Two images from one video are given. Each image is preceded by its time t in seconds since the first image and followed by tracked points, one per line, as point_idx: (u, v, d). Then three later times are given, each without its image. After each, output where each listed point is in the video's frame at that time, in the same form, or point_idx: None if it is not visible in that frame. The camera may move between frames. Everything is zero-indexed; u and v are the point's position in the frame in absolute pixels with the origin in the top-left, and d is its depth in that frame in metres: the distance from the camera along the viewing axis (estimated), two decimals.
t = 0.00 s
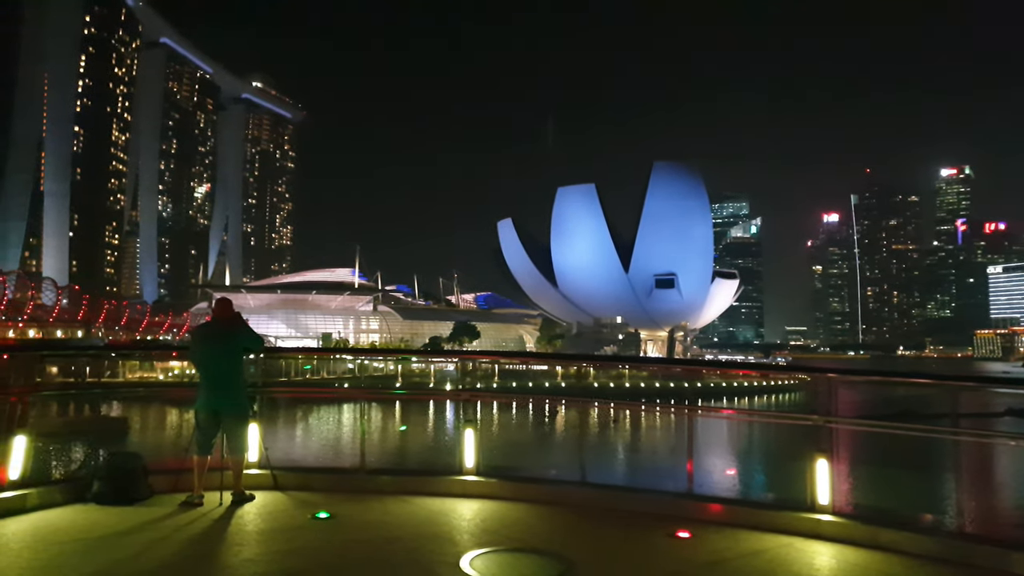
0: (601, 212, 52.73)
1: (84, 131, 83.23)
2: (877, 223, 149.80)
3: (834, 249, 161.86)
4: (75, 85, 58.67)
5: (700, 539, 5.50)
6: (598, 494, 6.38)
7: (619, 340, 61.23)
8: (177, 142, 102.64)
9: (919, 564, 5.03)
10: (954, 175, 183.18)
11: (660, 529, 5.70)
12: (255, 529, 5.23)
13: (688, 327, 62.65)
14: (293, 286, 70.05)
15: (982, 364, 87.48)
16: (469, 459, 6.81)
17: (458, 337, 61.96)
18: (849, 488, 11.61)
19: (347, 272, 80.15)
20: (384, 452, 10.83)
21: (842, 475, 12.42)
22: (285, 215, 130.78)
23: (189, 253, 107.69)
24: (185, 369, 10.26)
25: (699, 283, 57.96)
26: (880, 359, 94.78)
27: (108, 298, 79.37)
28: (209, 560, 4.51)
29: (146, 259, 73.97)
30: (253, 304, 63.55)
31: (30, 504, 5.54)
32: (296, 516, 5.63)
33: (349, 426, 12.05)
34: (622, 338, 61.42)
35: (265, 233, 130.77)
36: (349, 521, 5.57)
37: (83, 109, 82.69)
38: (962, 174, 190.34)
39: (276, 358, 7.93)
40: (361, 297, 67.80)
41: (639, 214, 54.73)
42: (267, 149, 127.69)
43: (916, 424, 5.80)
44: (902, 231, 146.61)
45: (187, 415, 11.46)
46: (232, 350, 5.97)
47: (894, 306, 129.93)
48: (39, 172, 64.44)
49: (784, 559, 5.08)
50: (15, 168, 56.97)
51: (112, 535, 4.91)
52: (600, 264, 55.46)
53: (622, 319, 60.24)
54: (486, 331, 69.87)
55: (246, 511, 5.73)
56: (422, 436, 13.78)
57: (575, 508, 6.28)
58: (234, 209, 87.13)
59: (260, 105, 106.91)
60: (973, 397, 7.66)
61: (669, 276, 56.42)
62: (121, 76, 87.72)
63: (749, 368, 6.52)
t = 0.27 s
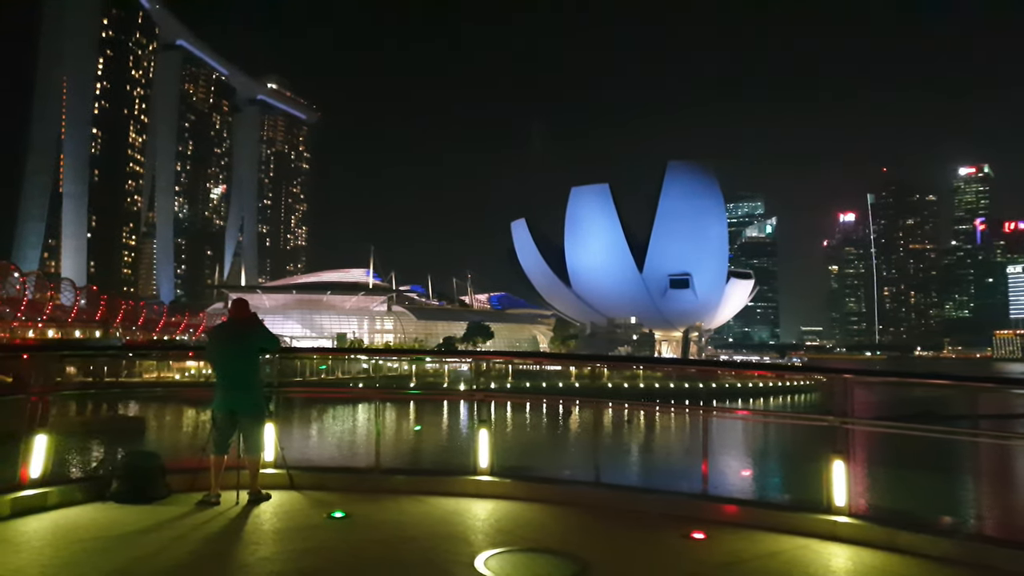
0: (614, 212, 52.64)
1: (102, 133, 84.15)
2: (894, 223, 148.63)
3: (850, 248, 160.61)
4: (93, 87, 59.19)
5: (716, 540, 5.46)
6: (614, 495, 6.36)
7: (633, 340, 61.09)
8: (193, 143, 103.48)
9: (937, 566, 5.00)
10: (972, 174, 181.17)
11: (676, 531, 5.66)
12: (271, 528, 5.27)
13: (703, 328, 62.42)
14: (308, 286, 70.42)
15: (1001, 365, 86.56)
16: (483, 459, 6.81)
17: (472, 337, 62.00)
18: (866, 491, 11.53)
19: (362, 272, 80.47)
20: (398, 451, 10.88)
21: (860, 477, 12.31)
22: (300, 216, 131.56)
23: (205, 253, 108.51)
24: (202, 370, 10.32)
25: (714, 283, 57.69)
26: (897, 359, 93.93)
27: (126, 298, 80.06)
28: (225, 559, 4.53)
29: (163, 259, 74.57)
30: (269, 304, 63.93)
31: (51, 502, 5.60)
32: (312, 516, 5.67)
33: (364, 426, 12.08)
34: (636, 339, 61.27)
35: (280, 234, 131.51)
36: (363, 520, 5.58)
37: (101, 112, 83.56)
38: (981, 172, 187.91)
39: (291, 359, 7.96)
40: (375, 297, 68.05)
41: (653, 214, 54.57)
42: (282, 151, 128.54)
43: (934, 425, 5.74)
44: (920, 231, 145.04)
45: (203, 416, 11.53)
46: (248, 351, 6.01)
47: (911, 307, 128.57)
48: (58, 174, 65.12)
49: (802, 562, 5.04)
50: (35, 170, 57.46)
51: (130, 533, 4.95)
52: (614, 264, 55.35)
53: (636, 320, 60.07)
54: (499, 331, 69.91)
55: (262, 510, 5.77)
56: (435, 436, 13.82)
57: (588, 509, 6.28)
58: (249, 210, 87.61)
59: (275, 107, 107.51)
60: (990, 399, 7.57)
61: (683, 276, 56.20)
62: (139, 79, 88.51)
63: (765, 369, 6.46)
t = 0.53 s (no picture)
0: (629, 212, 52.57)
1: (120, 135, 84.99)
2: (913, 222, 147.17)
3: (868, 248, 159.19)
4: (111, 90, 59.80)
5: (732, 542, 5.44)
6: (631, 496, 6.34)
7: (648, 341, 60.90)
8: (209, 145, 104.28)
9: (955, 569, 4.96)
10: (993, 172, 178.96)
11: (691, 533, 5.65)
12: (288, 527, 5.30)
13: (718, 328, 62.11)
14: (323, 287, 70.78)
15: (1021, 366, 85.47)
16: (498, 460, 6.82)
17: (486, 337, 62.03)
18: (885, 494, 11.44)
19: (377, 273, 80.75)
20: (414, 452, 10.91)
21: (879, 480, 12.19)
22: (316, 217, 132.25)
23: (221, 254, 109.31)
24: (218, 369, 10.39)
25: (730, 284, 57.40)
26: (915, 360, 92.97)
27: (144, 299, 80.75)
28: (243, 558, 4.56)
29: (180, 260, 75.19)
30: (285, 304, 64.32)
31: (72, 500, 5.66)
32: (328, 515, 5.71)
33: (379, 426, 12.09)
34: (651, 340, 61.06)
35: (296, 234, 132.19)
36: (378, 520, 5.60)
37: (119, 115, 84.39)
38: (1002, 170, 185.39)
39: (307, 359, 8.00)
40: (390, 298, 68.28)
41: (668, 214, 54.41)
42: (297, 152, 129.32)
43: (952, 427, 5.70)
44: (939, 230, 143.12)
45: (221, 416, 11.63)
46: (265, 351, 6.06)
47: (930, 307, 127.22)
48: (78, 176, 65.88)
49: (820, 563, 5.01)
50: (55, 172, 58.16)
51: (150, 531, 5.01)
52: (629, 265, 55.25)
53: (651, 320, 59.90)
54: (514, 331, 69.92)
55: (280, 509, 5.81)
56: (451, 437, 13.85)
57: (602, 509, 6.27)
58: (265, 211, 88.06)
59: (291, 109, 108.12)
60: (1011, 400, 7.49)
61: (699, 276, 55.96)
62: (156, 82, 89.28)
63: (781, 370, 6.43)
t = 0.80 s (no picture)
0: (645, 212, 52.39)
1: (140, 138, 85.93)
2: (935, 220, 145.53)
3: (888, 247, 157.61)
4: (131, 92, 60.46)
5: (750, 543, 5.42)
6: (648, 496, 6.34)
7: (665, 341, 60.65)
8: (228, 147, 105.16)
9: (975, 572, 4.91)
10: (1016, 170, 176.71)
11: (709, 534, 5.63)
12: (306, 526, 5.35)
13: (736, 328, 61.76)
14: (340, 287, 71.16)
15: None
16: (514, 460, 6.84)
17: (502, 338, 62.02)
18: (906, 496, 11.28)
19: (393, 273, 81.09)
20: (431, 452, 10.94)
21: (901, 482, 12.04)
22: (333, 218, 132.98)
23: (239, 255, 110.13)
24: (235, 370, 10.42)
25: (748, 283, 57.06)
26: (937, 360, 91.85)
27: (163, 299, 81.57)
28: (262, 557, 4.60)
29: (199, 261, 75.85)
30: (303, 305, 64.73)
31: (95, 498, 5.74)
32: (347, 514, 5.74)
33: (396, 427, 12.13)
34: (668, 340, 60.81)
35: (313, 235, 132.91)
36: (396, 519, 5.63)
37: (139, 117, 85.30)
38: None
39: (326, 359, 8.05)
40: (406, 298, 68.48)
41: (685, 213, 54.16)
42: (314, 153, 130.13)
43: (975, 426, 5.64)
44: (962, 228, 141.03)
45: (239, 416, 11.74)
46: (284, 351, 6.10)
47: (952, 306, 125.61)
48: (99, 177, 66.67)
49: (840, 565, 4.97)
50: (77, 175, 58.97)
51: (170, 530, 5.05)
52: (645, 265, 55.07)
53: (668, 320, 59.70)
54: (530, 332, 69.89)
55: (298, 508, 5.85)
56: (468, 437, 13.88)
57: (618, 509, 6.27)
58: (283, 212, 88.58)
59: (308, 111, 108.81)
60: None
61: (716, 276, 55.67)
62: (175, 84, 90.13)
63: (799, 370, 6.39)
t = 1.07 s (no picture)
0: (665, 211, 52.22)
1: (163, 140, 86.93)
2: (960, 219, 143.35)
3: (912, 246, 155.76)
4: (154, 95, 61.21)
5: (772, 544, 5.38)
6: (668, 497, 6.31)
7: (685, 341, 60.40)
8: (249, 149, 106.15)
9: None
10: None
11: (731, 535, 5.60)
12: (328, 524, 5.39)
13: (757, 328, 61.31)
14: (360, 287, 71.59)
15: None
16: (534, 459, 6.83)
17: (521, 338, 61.98)
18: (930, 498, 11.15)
19: (413, 274, 81.41)
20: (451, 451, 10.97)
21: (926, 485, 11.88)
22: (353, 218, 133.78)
23: (261, 256, 111.09)
24: (257, 369, 10.50)
25: (769, 283, 56.66)
26: (962, 360, 90.53)
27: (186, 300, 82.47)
28: (285, 556, 4.63)
29: (221, 262, 76.64)
30: (323, 305, 65.20)
31: (120, 496, 5.82)
32: (367, 513, 5.76)
33: (416, 426, 12.20)
34: (688, 340, 60.54)
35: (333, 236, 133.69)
36: (416, 518, 5.66)
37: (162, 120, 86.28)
38: None
39: (346, 359, 8.10)
40: (426, 298, 68.71)
41: (705, 212, 53.88)
42: (334, 154, 131.05)
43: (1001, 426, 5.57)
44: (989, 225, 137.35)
45: (260, 415, 11.85)
46: (306, 350, 6.15)
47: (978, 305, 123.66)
48: (123, 179, 67.56)
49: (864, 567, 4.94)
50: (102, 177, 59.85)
51: (193, 527, 5.12)
52: (665, 265, 54.87)
53: (688, 320, 59.43)
54: (549, 332, 69.85)
55: (321, 507, 5.89)
56: (487, 436, 13.91)
57: (638, 511, 6.25)
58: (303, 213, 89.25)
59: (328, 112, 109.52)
60: None
61: (736, 276, 55.33)
62: (197, 87, 91.07)
63: (821, 370, 6.32)
